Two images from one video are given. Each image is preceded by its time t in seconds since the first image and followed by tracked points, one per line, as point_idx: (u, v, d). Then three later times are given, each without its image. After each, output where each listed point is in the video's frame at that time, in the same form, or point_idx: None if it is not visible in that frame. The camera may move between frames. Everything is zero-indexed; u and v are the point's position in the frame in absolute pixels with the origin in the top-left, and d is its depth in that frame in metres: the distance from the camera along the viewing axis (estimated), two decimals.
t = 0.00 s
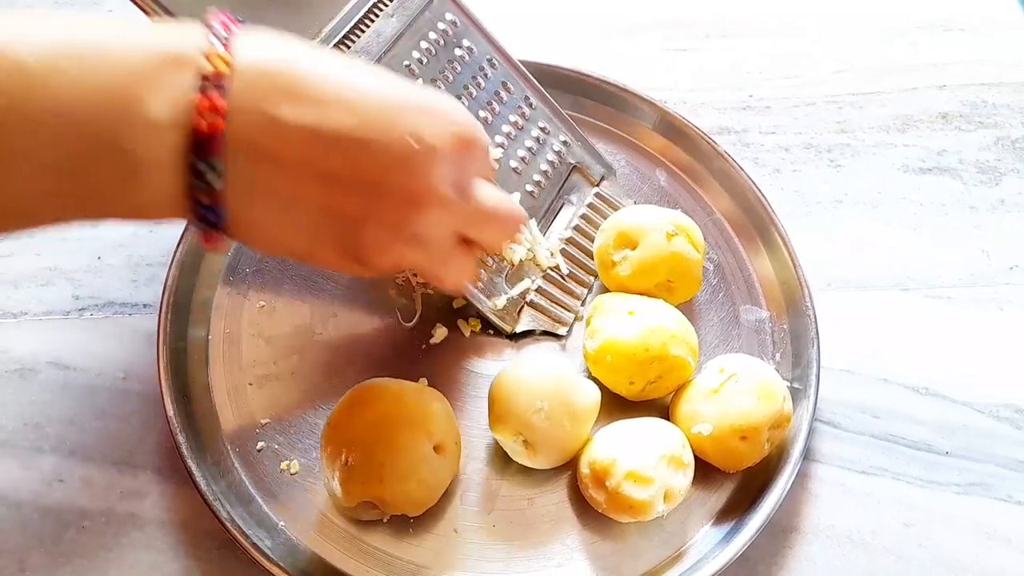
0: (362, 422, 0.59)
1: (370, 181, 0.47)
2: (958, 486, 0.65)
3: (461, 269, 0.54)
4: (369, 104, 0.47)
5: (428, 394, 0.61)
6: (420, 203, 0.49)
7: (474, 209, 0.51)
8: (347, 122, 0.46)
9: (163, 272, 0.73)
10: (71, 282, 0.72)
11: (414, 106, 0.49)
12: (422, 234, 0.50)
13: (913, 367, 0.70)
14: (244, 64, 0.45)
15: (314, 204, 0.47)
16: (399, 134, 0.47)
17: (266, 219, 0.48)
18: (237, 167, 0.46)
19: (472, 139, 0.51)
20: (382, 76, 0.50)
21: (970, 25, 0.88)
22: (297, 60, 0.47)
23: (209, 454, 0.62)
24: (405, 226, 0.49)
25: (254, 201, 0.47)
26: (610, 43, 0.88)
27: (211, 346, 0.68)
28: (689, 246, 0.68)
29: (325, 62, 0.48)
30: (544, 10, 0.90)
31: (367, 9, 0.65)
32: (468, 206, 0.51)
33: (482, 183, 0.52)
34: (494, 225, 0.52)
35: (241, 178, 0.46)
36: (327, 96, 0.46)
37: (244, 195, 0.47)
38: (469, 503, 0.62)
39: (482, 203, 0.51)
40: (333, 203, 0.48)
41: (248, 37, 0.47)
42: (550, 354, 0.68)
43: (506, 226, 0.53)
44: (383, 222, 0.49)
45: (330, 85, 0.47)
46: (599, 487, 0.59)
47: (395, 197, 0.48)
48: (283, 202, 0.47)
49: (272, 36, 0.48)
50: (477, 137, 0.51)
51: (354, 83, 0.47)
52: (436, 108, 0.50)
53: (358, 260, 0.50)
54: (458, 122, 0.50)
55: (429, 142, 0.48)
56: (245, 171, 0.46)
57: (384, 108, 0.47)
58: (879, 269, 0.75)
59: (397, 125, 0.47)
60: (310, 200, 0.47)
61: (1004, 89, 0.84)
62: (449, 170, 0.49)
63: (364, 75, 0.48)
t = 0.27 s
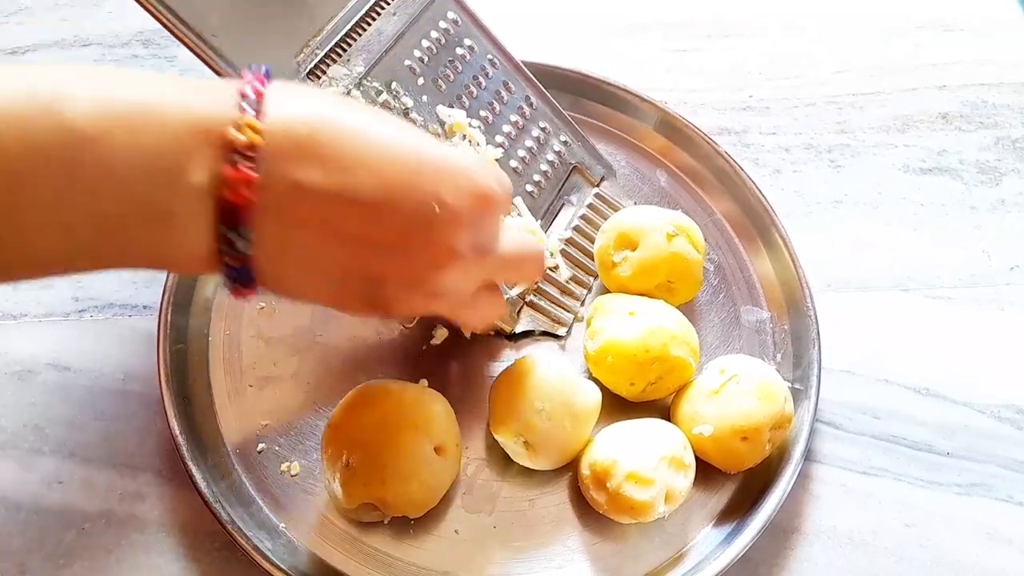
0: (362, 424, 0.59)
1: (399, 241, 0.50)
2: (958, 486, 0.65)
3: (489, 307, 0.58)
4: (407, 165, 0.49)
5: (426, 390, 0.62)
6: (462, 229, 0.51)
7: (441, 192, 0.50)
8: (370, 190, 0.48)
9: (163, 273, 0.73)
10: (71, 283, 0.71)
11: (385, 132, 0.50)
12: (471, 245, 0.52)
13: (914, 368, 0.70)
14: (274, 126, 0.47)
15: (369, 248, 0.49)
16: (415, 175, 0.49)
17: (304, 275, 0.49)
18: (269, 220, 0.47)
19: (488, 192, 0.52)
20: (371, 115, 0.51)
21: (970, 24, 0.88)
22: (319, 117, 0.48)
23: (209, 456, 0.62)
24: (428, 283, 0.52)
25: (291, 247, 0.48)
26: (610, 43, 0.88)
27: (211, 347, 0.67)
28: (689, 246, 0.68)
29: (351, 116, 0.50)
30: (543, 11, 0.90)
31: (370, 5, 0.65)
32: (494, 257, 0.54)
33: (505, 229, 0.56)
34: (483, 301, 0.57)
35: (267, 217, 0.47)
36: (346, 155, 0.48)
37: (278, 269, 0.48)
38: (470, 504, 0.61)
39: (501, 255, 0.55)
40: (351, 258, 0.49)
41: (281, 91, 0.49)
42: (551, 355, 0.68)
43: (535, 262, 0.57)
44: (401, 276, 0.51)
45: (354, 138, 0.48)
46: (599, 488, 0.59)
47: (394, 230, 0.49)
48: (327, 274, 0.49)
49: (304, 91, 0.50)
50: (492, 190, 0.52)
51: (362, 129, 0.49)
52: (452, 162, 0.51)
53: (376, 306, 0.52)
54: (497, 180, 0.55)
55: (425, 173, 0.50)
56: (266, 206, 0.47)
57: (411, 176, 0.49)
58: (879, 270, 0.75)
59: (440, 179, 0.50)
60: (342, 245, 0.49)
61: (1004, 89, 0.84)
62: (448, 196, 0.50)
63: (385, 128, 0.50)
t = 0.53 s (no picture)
0: (360, 424, 0.59)
1: (397, 279, 0.52)
2: (958, 486, 0.65)
3: (483, 335, 0.62)
4: (405, 210, 0.50)
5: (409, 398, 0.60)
6: (436, 279, 0.53)
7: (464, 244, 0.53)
8: (375, 231, 0.50)
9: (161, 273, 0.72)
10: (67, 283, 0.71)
11: (417, 180, 0.52)
12: (462, 290, 0.55)
13: (913, 368, 0.70)
14: (282, 154, 0.47)
15: (337, 292, 0.51)
16: (426, 227, 0.51)
17: (301, 286, 0.50)
18: (308, 263, 0.49)
19: (459, 212, 0.53)
20: (368, 146, 0.52)
21: (968, 24, 0.88)
22: (320, 144, 0.49)
23: (206, 457, 0.62)
24: (420, 315, 0.54)
25: (299, 295, 0.51)
26: (608, 43, 0.87)
27: (209, 347, 0.67)
28: (688, 246, 0.68)
29: (354, 147, 0.51)
30: (542, 10, 0.89)
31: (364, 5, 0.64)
32: (486, 296, 0.57)
33: (504, 261, 0.59)
34: (515, 300, 0.59)
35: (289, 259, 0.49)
36: (346, 202, 0.49)
37: (303, 297, 0.51)
38: (468, 505, 0.61)
39: (500, 286, 0.58)
40: (338, 294, 0.52)
41: (264, 113, 0.50)
42: (550, 355, 0.68)
43: (524, 302, 0.60)
44: (412, 301, 0.53)
45: (365, 180, 0.49)
46: (599, 488, 0.58)
47: (367, 259, 0.50)
48: (314, 305, 0.52)
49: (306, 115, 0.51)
50: (482, 228, 0.54)
51: (360, 161, 0.50)
52: (443, 198, 0.53)
53: (368, 321, 0.54)
54: (490, 211, 0.56)
55: (421, 219, 0.51)
56: (293, 245, 0.49)
57: (416, 216, 0.51)
58: (878, 270, 0.75)
59: (418, 200, 0.51)
60: (340, 285, 0.51)
61: (1003, 88, 0.84)
62: (466, 230, 0.53)
63: (393, 166, 0.52)
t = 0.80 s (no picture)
0: (360, 423, 0.59)
1: (387, 238, 0.52)
2: (958, 487, 0.65)
3: (478, 294, 0.62)
4: (382, 168, 0.50)
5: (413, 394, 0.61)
6: (435, 239, 0.53)
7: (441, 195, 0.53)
8: (337, 195, 0.49)
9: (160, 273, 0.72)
10: (66, 283, 0.71)
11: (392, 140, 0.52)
12: (446, 252, 0.55)
13: (913, 368, 0.70)
14: (252, 119, 0.47)
15: (325, 262, 0.51)
16: (397, 187, 0.51)
17: (282, 247, 0.50)
18: (276, 221, 0.49)
19: (416, 170, 0.52)
20: (346, 111, 0.52)
21: (968, 24, 0.88)
22: (291, 112, 0.49)
23: (206, 457, 0.62)
24: (407, 285, 0.54)
25: (276, 253, 0.50)
26: (608, 43, 0.87)
27: (208, 347, 0.67)
28: (687, 246, 0.68)
29: (326, 111, 0.50)
30: (542, 10, 0.90)
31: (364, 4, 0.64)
32: (472, 257, 0.57)
33: (487, 221, 0.60)
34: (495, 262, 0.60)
35: (275, 205, 0.48)
36: (309, 159, 0.48)
37: (289, 263, 0.51)
38: (467, 505, 0.61)
39: (482, 245, 0.58)
40: (315, 256, 0.51)
41: (222, 82, 0.49)
42: (550, 354, 0.68)
43: (509, 257, 0.61)
44: (390, 280, 0.53)
45: (331, 145, 0.49)
46: (598, 488, 0.58)
47: (371, 238, 0.51)
48: (298, 273, 0.52)
49: (261, 81, 0.50)
50: (466, 194, 0.55)
51: (330, 127, 0.50)
52: (438, 164, 0.54)
53: (352, 285, 0.53)
54: (472, 174, 0.57)
55: (408, 173, 0.51)
56: (277, 243, 0.49)
57: (397, 184, 0.51)
58: (878, 270, 0.75)
59: (402, 170, 0.51)
60: (302, 245, 0.50)
61: (1003, 88, 0.84)
62: (438, 178, 0.53)
63: (362, 125, 0.51)
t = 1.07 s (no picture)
0: (361, 422, 0.59)
1: (419, 273, 0.54)
2: (959, 486, 0.65)
3: (490, 300, 0.61)
4: (415, 179, 0.52)
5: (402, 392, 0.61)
6: (454, 268, 0.56)
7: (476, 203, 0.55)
8: (383, 193, 0.51)
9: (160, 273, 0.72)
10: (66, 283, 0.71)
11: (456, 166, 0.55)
12: (469, 261, 0.56)
13: (914, 367, 0.70)
14: (287, 127, 0.48)
15: (343, 290, 0.54)
16: (429, 207, 0.53)
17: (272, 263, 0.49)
18: (307, 182, 0.49)
19: (483, 208, 0.55)
20: (354, 113, 0.53)
21: (969, 23, 0.88)
22: (330, 122, 0.50)
23: (206, 458, 0.62)
24: (428, 291, 0.56)
25: (319, 265, 0.52)
26: (609, 42, 0.87)
27: (208, 347, 0.67)
28: (688, 246, 0.68)
29: (398, 142, 0.53)
30: (542, 9, 0.89)
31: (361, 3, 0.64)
32: (494, 264, 0.58)
33: (508, 227, 0.60)
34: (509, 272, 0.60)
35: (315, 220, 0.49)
36: (361, 176, 0.50)
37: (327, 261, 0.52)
38: (468, 505, 0.61)
39: (504, 254, 0.59)
40: (342, 266, 0.52)
41: (264, 91, 0.50)
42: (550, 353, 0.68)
43: (527, 263, 0.61)
44: (411, 293, 0.56)
45: (320, 134, 0.49)
46: (599, 488, 0.58)
47: (393, 245, 0.53)
48: (326, 276, 0.53)
49: (310, 95, 0.52)
50: (491, 206, 0.56)
51: (375, 142, 0.52)
52: (464, 177, 0.55)
53: (376, 296, 0.55)
54: (496, 186, 0.57)
55: (447, 188, 0.54)
56: (318, 233, 0.50)
57: (472, 212, 0.55)
58: (879, 269, 0.75)
59: (466, 189, 0.55)
60: (394, 261, 0.53)
61: (1003, 88, 0.84)
62: (477, 238, 0.55)
63: (418, 149, 0.54)
